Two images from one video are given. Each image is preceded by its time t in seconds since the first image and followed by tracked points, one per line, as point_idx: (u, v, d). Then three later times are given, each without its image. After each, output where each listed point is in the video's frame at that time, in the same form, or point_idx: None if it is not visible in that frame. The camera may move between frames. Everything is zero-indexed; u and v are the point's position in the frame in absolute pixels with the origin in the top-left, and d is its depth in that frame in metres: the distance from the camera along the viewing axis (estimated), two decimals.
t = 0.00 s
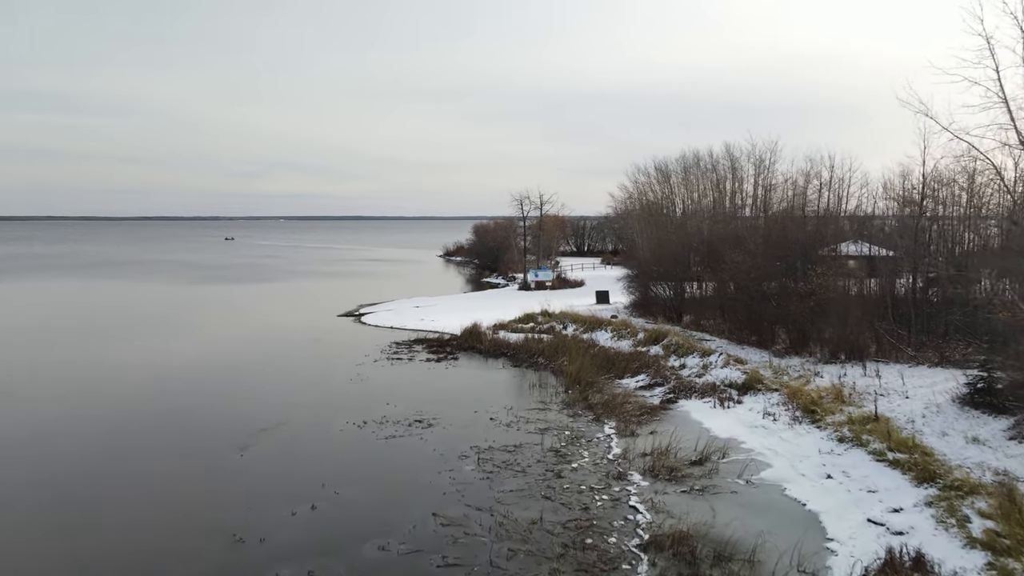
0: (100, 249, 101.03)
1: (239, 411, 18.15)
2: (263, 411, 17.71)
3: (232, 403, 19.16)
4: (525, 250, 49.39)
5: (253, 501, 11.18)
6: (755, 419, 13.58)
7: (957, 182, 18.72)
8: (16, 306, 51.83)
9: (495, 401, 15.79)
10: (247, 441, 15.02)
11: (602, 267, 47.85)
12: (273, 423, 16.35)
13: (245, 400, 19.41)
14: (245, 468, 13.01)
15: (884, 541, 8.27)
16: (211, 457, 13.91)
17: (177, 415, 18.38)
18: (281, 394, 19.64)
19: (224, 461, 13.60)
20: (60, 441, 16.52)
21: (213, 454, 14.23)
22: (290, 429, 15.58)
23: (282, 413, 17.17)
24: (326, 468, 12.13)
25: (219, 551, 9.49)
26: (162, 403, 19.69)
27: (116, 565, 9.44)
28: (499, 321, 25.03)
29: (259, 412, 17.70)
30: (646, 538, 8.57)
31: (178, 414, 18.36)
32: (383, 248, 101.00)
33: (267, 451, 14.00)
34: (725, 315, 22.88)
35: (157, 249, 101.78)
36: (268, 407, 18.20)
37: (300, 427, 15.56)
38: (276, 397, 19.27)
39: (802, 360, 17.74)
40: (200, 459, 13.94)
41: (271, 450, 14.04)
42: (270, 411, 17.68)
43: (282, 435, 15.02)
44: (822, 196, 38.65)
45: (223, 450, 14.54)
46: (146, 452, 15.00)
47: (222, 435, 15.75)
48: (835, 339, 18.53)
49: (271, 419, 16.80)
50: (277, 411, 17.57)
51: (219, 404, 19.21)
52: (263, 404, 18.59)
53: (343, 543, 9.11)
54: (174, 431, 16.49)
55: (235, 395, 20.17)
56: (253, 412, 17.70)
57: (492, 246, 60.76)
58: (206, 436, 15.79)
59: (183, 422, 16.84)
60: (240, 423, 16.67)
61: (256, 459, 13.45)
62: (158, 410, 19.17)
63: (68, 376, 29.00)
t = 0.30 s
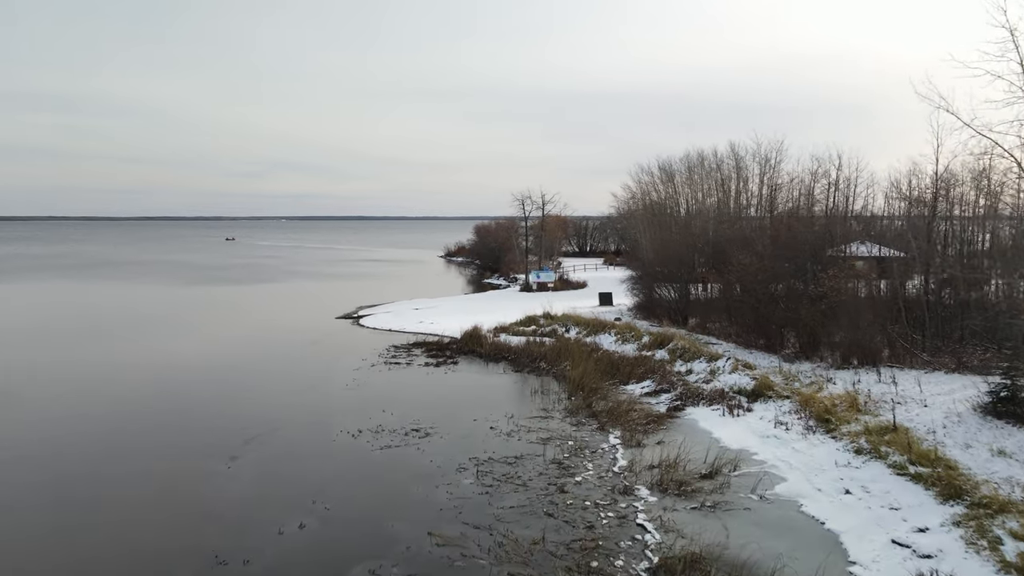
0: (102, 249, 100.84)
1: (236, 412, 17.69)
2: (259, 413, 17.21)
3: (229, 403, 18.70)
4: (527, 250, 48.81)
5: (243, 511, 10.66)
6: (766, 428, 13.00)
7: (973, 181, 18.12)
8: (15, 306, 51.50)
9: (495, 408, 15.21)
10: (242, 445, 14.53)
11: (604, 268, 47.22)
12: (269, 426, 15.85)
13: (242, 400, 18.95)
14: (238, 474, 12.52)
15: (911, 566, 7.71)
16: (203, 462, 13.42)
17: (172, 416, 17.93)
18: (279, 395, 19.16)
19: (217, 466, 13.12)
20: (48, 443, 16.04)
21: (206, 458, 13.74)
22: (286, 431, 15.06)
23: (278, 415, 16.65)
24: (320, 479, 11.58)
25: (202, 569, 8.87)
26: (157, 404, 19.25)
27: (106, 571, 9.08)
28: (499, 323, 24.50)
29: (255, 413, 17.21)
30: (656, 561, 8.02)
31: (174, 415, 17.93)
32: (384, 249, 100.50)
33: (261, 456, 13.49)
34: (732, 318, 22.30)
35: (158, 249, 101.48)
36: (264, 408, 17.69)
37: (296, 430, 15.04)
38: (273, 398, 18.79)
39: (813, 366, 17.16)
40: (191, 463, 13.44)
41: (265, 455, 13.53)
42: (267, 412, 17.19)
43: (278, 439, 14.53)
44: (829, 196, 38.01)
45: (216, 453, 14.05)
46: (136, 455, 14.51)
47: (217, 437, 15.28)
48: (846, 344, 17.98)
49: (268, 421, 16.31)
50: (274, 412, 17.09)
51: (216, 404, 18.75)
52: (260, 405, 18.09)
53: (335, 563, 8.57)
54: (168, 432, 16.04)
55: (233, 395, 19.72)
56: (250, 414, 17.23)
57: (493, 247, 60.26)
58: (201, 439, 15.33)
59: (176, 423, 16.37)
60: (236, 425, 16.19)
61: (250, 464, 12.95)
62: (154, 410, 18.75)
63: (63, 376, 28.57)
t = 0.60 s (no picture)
0: (104, 250, 100.55)
1: (231, 413, 17.20)
2: (254, 415, 16.71)
3: (225, 403, 18.22)
4: (529, 251, 48.19)
5: (232, 524, 10.16)
6: (780, 440, 12.37)
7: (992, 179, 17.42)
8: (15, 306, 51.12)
9: (495, 417, 14.59)
10: (235, 449, 14.03)
11: (607, 269, 46.51)
12: (263, 429, 15.35)
13: (237, 401, 18.45)
14: (229, 481, 12.03)
15: None
16: (194, 467, 12.93)
17: (166, 416, 17.47)
18: (275, 395, 18.66)
19: (208, 472, 12.62)
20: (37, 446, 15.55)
21: (197, 463, 13.24)
22: (280, 435, 14.54)
23: (273, 417, 16.14)
24: (312, 491, 11.04)
25: None
26: (152, 403, 18.79)
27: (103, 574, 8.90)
28: (500, 326, 23.91)
29: (250, 415, 16.71)
30: None
31: (168, 415, 17.50)
32: (386, 249, 99.95)
33: (254, 461, 12.98)
34: (739, 321, 21.67)
35: (160, 249, 101.19)
36: (259, 410, 17.20)
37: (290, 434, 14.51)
38: (269, 399, 18.29)
39: (825, 371, 16.50)
40: (181, 468, 12.95)
41: (257, 460, 13.00)
42: (262, 414, 16.68)
43: (272, 444, 14.02)
44: (837, 196, 37.28)
45: (208, 457, 13.56)
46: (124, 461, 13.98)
47: (210, 439, 14.82)
48: (860, 348, 17.33)
49: (262, 423, 15.79)
50: (269, 414, 16.58)
51: (211, 404, 18.27)
52: (255, 406, 17.59)
53: None
54: (161, 433, 15.59)
55: (229, 395, 19.26)
56: (245, 414, 16.77)
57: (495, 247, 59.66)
58: (194, 441, 14.84)
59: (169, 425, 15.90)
60: (230, 427, 15.71)
61: (242, 471, 12.45)
62: (149, 409, 18.30)
63: (58, 377, 28.08)
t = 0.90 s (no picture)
0: (105, 250, 100.34)
1: (226, 415, 16.75)
2: (249, 418, 16.24)
3: (220, 406, 17.77)
4: (531, 252, 47.64)
5: (221, 536, 9.69)
6: (793, 450, 11.84)
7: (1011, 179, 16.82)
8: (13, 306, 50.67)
9: (495, 424, 14.06)
10: (228, 454, 13.57)
11: (609, 270, 45.95)
12: (257, 433, 14.89)
13: (232, 403, 17.98)
14: (221, 489, 11.57)
15: None
16: (185, 474, 12.47)
17: (159, 417, 17.03)
18: (272, 397, 18.19)
19: (199, 479, 12.16)
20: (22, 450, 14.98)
21: (188, 469, 12.78)
22: (275, 441, 14.05)
23: (267, 421, 15.67)
24: (305, 503, 10.54)
25: None
26: (146, 405, 18.37)
27: None
28: (502, 329, 23.38)
29: (245, 418, 16.26)
30: None
31: (161, 417, 17.06)
32: (387, 249, 99.45)
33: (247, 467, 12.50)
34: (747, 324, 21.09)
35: (161, 249, 100.97)
36: (254, 413, 16.72)
37: (284, 441, 14.01)
38: (265, 401, 17.80)
39: (837, 377, 15.96)
40: (172, 475, 12.49)
41: (250, 467, 12.52)
42: (258, 417, 16.21)
43: (266, 449, 13.54)
44: (844, 197, 36.66)
45: (200, 463, 13.08)
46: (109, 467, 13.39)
47: (203, 444, 14.36)
48: (872, 353, 16.79)
49: (257, 427, 15.31)
50: (264, 417, 16.10)
51: (206, 406, 17.82)
52: (250, 408, 17.13)
53: None
54: (153, 437, 15.14)
55: (224, 397, 18.81)
56: (239, 417, 16.31)
57: (496, 248, 59.19)
58: (186, 446, 14.38)
59: (159, 431, 15.35)
60: (224, 431, 15.26)
61: (234, 479, 11.99)
62: (142, 410, 17.85)
63: (53, 377, 27.58)
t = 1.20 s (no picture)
0: (106, 249, 100.17)
1: (217, 424, 16.26)
2: (240, 427, 15.74)
3: (213, 414, 17.31)
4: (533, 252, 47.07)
5: (204, 555, 9.19)
6: (810, 462, 11.23)
7: None
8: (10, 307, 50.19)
9: (496, 433, 13.46)
10: (217, 466, 13.06)
11: (612, 271, 45.41)
12: (249, 442, 14.40)
13: (225, 411, 17.52)
14: (207, 503, 11.02)
15: None
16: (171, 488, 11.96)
17: (149, 425, 16.57)
18: (266, 405, 17.69)
19: (185, 493, 11.60)
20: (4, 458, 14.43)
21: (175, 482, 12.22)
22: (266, 452, 13.52)
23: (259, 431, 15.17)
24: (294, 519, 9.98)
25: None
26: (138, 412, 17.95)
27: None
28: (503, 332, 22.82)
29: (237, 427, 15.77)
30: None
31: (151, 425, 16.61)
32: (389, 249, 98.98)
33: (236, 482, 11.97)
34: (755, 328, 20.50)
35: (163, 249, 100.77)
36: (246, 422, 16.21)
37: (276, 453, 13.48)
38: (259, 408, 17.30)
39: (852, 383, 15.37)
40: (157, 490, 11.97)
41: (239, 481, 12.00)
42: (250, 426, 15.72)
43: (257, 461, 13.02)
44: (852, 197, 35.96)
45: (186, 477, 12.57)
46: (93, 480, 12.82)
47: (192, 455, 13.86)
48: (887, 358, 16.20)
49: (248, 436, 14.79)
50: (256, 426, 15.61)
51: (197, 414, 17.37)
52: (243, 416, 16.65)
53: None
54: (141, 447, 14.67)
55: (217, 404, 18.33)
56: (231, 426, 15.81)
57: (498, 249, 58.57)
58: (175, 457, 13.91)
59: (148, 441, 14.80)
60: (214, 441, 14.74)
61: (221, 493, 11.46)
62: (131, 419, 17.39)
63: (45, 378, 27.06)
